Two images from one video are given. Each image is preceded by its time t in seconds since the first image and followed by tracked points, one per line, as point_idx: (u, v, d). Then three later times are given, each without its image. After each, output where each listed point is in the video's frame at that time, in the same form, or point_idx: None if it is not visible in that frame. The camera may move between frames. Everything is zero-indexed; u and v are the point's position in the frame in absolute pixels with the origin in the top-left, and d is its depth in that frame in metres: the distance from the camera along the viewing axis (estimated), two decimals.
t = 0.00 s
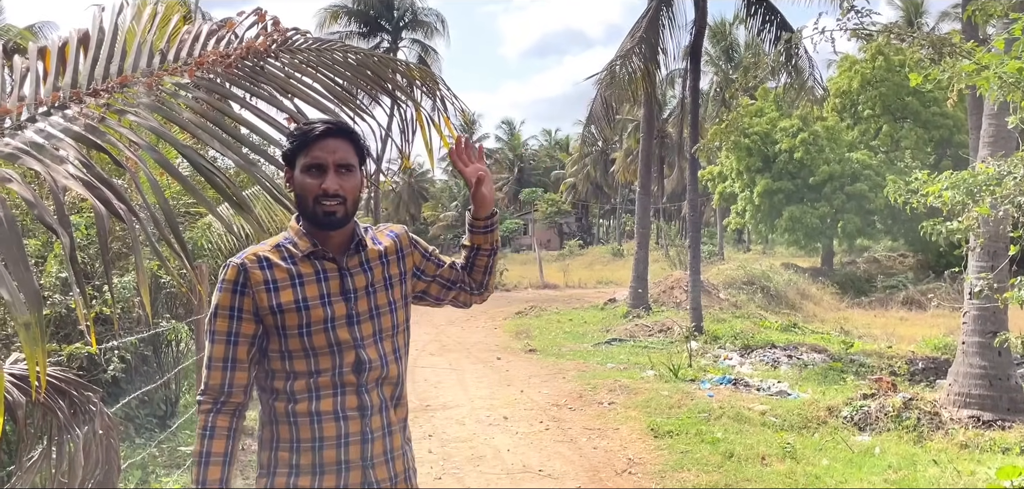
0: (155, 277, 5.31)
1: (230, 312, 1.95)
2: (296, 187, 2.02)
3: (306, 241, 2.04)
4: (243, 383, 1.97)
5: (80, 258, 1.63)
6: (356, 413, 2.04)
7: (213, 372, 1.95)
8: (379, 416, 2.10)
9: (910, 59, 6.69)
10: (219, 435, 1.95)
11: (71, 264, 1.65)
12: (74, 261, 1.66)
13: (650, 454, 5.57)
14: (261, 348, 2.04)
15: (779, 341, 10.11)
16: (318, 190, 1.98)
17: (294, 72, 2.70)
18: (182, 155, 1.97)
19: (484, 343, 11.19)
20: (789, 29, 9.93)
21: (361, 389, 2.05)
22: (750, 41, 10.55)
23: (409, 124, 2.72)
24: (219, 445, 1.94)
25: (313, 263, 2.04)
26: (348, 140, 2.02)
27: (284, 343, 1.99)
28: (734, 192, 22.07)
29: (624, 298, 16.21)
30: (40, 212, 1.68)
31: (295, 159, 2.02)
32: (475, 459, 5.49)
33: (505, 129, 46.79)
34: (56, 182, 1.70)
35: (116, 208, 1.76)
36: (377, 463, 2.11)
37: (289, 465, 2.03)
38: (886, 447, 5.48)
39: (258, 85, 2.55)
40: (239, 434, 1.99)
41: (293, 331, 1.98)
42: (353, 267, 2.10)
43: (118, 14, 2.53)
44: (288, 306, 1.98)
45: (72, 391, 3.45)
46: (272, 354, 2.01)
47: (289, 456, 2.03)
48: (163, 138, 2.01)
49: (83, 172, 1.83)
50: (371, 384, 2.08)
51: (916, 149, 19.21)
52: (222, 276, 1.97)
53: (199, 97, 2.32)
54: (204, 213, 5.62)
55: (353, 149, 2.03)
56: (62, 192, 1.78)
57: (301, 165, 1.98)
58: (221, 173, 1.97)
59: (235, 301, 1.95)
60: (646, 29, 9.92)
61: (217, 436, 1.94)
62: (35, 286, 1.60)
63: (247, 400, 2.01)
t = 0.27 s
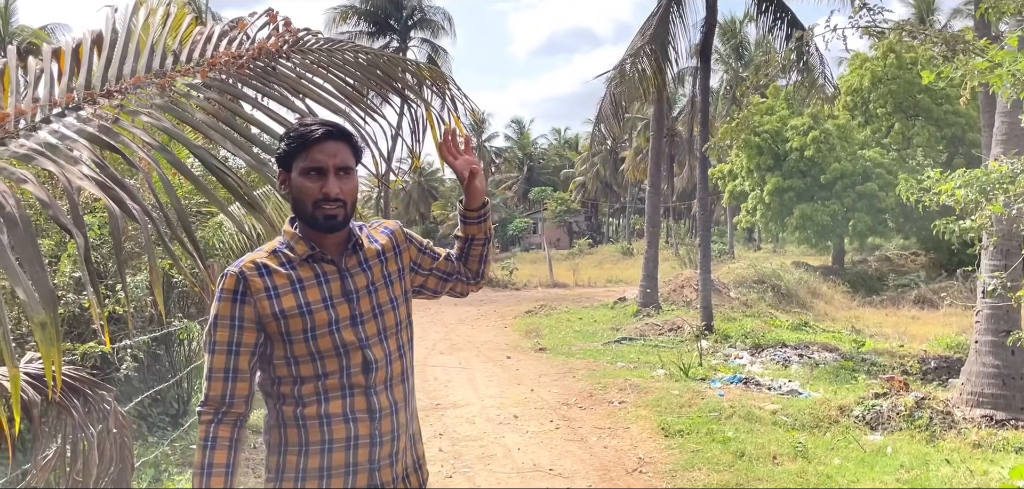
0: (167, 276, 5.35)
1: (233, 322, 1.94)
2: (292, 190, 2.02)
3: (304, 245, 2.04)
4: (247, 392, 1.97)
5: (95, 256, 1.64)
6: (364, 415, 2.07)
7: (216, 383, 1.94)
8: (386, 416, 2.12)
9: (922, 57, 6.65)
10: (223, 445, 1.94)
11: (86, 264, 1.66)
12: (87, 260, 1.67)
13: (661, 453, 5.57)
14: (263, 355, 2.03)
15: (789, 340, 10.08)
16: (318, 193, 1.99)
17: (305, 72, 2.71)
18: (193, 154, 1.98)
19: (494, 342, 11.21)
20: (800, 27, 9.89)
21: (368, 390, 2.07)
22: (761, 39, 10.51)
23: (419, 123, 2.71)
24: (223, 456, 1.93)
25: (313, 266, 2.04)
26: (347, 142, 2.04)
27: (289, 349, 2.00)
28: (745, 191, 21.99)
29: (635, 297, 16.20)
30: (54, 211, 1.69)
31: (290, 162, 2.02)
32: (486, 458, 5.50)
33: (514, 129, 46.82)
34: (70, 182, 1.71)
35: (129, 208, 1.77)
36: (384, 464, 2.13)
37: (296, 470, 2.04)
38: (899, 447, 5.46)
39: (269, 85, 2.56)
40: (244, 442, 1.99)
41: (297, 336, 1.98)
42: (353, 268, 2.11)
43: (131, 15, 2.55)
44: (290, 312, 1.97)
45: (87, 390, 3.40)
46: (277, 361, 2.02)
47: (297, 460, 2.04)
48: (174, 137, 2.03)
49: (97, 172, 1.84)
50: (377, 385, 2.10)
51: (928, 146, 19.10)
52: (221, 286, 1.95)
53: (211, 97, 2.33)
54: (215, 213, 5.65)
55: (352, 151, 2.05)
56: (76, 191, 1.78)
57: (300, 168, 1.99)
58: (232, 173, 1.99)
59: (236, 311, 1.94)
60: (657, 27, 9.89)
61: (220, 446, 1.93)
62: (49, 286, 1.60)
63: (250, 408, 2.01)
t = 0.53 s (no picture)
0: (181, 276, 5.39)
1: (245, 325, 1.95)
2: (297, 185, 2.06)
3: (312, 245, 2.07)
4: (264, 395, 1.98)
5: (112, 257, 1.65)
6: (378, 413, 2.07)
7: (232, 387, 1.95)
8: (399, 414, 2.13)
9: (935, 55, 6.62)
10: (243, 449, 1.95)
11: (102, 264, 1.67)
12: (104, 261, 1.69)
13: (673, 453, 5.57)
14: (277, 357, 2.05)
15: (801, 339, 10.05)
16: (318, 187, 2.00)
17: (318, 74, 2.73)
18: (207, 155, 2.00)
19: (505, 342, 11.24)
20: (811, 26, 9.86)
21: (382, 388, 2.08)
22: (772, 37, 10.48)
23: (431, 125, 2.72)
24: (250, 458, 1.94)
25: (322, 265, 2.06)
26: (350, 138, 2.06)
27: (301, 349, 2.01)
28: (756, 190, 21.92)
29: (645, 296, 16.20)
30: (72, 213, 1.71)
31: (297, 158, 2.05)
32: (497, 457, 5.52)
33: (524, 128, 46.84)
34: (87, 183, 1.73)
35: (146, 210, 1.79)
36: (400, 463, 2.14)
37: (312, 471, 2.04)
38: (911, 447, 5.44)
39: (283, 87, 2.58)
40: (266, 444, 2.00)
41: (310, 335, 2.00)
42: (361, 266, 2.13)
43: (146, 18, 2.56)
44: (302, 312, 1.99)
45: (103, 389, 3.40)
46: (290, 362, 2.03)
47: (313, 460, 2.04)
48: (189, 139, 2.04)
49: (114, 174, 1.85)
50: (391, 382, 2.11)
51: (941, 145, 18.97)
52: (232, 289, 1.97)
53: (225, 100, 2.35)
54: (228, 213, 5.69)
55: (355, 147, 2.06)
56: (93, 192, 1.80)
57: (303, 163, 2.02)
58: (246, 174, 2.01)
59: (248, 313, 1.95)
60: (668, 26, 9.88)
61: (243, 450, 1.94)
62: (66, 287, 1.63)
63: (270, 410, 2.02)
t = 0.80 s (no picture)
0: (194, 275, 5.42)
1: (256, 328, 1.94)
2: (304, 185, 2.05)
3: (321, 245, 2.06)
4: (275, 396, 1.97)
5: (127, 256, 1.65)
6: (391, 412, 2.07)
7: (244, 389, 1.94)
8: (410, 413, 2.13)
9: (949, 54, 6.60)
10: (255, 451, 1.93)
11: (117, 263, 1.67)
12: (119, 260, 1.68)
13: (684, 453, 5.56)
14: (289, 358, 2.04)
15: (813, 339, 10.01)
16: (323, 188, 1.99)
17: (330, 74, 2.73)
18: (221, 154, 2.00)
19: (516, 341, 11.24)
20: (823, 25, 9.83)
21: (394, 387, 2.08)
22: (784, 37, 10.45)
23: (442, 123, 2.71)
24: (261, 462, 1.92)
25: (332, 265, 2.06)
26: (357, 140, 2.04)
27: (313, 349, 2.00)
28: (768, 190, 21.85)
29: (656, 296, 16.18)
30: (87, 212, 1.70)
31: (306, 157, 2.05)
32: (508, 457, 5.52)
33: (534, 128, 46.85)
34: (102, 182, 1.72)
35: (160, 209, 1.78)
36: (411, 461, 2.15)
37: (324, 471, 2.02)
38: (924, 447, 5.41)
39: (295, 87, 2.58)
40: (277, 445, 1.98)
41: (321, 335, 1.99)
42: (371, 265, 2.13)
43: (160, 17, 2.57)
44: (313, 311, 1.98)
45: (117, 387, 3.36)
46: (301, 362, 2.02)
47: (324, 461, 2.02)
48: (203, 139, 2.05)
49: (128, 173, 1.85)
50: (402, 381, 2.11)
51: (953, 144, 18.87)
52: (242, 291, 1.95)
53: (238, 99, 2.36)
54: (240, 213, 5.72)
55: (361, 149, 2.04)
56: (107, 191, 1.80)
57: (310, 163, 2.01)
58: (260, 173, 2.01)
59: (258, 315, 1.94)
60: (681, 25, 9.85)
61: (254, 451, 1.93)
62: (81, 286, 1.60)
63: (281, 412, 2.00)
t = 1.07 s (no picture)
0: (203, 276, 5.44)
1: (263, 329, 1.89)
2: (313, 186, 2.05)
3: (329, 247, 2.04)
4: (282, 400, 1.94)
5: (138, 258, 1.64)
6: (399, 415, 2.07)
7: (251, 392, 1.89)
8: (417, 414, 2.14)
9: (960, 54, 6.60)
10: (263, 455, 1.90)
11: (127, 264, 1.65)
12: (129, 261, 1.67)
13: (693, 455, 5.55)
14: (295, 360, 2.00)
15: (823, 340, 9.98)
16: (332, 191, 1.99)
17: (339, 75, 2.71)
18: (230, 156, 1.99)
19: (524, 342, 11.24)
20: (833, 25, 9.81)
21: (402, 389, 2.08)
22: (793, 37, 10.42)
23: (451, 124, 2.69)
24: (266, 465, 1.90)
25: (340, 267, 2.04)
26: (368, 143, 2.03)
27: (321, 351, 1.98)
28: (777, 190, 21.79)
29: (665, 297, 16.15)
30: (98, 213, 1.69)
31: (316, 159, 2.05)
32: (517, 458, 5.52)
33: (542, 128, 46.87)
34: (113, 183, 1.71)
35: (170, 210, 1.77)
36: (417, 462, 2.16)
37: (331, 473, 2.03)
38: (935, 449, 5.39)
39: (304, 88, 2.57)
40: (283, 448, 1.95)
41: (330, 338, 1.97)
42: (377, 267, 2.13)
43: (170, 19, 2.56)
44: (322, 314, 1.96)
45: (127, 387, 3.27)
46: (308, 364, 1.99)
47: (332, 463, 2.02)
48: (213, 140, 2.05)
49: (138, 174, 1.84)
50: (409, 384, 2.11)
51: (964, 144, 18.80)
52: (249, 292, 1.91)
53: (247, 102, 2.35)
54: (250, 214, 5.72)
55: (372, 153, 2.04)
56: (117, 193, 1.79)
57: (320, 164, 2.01)
58: (270, 176, 2.00)
59: (267, 317, 1.90)
60: (691, 26, 9.84)
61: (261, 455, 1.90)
62: (92, 286, 1.59)
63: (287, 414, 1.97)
